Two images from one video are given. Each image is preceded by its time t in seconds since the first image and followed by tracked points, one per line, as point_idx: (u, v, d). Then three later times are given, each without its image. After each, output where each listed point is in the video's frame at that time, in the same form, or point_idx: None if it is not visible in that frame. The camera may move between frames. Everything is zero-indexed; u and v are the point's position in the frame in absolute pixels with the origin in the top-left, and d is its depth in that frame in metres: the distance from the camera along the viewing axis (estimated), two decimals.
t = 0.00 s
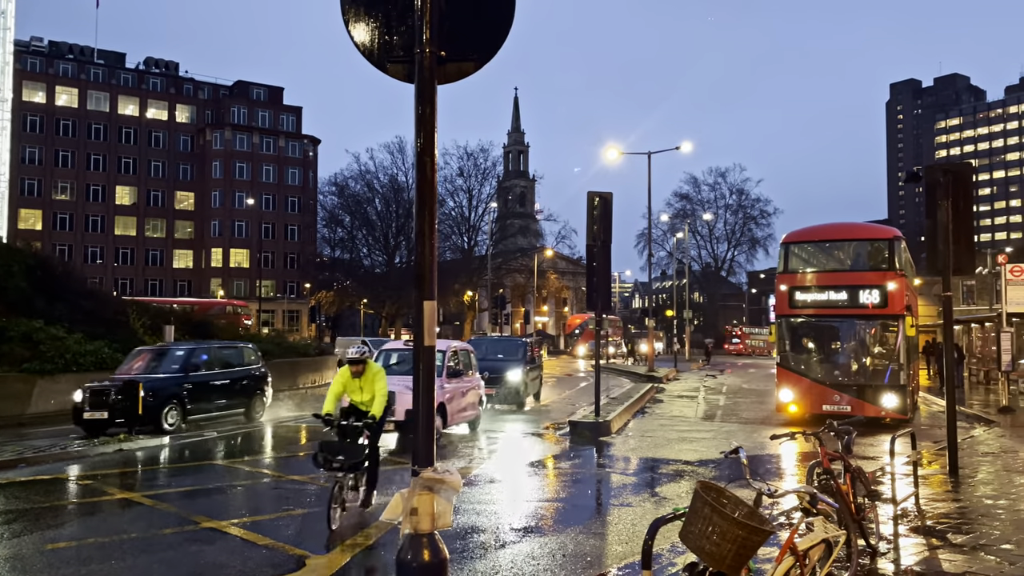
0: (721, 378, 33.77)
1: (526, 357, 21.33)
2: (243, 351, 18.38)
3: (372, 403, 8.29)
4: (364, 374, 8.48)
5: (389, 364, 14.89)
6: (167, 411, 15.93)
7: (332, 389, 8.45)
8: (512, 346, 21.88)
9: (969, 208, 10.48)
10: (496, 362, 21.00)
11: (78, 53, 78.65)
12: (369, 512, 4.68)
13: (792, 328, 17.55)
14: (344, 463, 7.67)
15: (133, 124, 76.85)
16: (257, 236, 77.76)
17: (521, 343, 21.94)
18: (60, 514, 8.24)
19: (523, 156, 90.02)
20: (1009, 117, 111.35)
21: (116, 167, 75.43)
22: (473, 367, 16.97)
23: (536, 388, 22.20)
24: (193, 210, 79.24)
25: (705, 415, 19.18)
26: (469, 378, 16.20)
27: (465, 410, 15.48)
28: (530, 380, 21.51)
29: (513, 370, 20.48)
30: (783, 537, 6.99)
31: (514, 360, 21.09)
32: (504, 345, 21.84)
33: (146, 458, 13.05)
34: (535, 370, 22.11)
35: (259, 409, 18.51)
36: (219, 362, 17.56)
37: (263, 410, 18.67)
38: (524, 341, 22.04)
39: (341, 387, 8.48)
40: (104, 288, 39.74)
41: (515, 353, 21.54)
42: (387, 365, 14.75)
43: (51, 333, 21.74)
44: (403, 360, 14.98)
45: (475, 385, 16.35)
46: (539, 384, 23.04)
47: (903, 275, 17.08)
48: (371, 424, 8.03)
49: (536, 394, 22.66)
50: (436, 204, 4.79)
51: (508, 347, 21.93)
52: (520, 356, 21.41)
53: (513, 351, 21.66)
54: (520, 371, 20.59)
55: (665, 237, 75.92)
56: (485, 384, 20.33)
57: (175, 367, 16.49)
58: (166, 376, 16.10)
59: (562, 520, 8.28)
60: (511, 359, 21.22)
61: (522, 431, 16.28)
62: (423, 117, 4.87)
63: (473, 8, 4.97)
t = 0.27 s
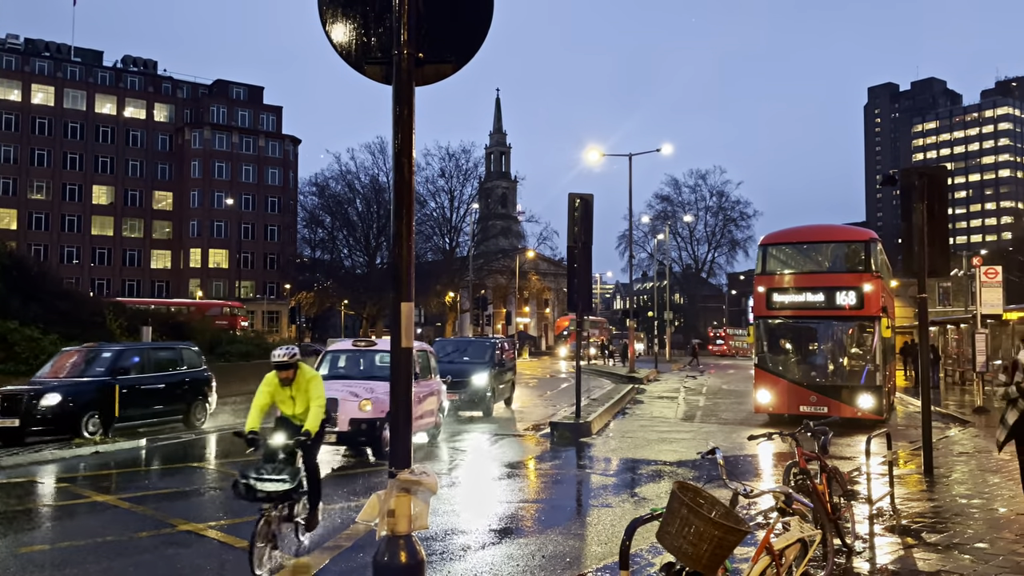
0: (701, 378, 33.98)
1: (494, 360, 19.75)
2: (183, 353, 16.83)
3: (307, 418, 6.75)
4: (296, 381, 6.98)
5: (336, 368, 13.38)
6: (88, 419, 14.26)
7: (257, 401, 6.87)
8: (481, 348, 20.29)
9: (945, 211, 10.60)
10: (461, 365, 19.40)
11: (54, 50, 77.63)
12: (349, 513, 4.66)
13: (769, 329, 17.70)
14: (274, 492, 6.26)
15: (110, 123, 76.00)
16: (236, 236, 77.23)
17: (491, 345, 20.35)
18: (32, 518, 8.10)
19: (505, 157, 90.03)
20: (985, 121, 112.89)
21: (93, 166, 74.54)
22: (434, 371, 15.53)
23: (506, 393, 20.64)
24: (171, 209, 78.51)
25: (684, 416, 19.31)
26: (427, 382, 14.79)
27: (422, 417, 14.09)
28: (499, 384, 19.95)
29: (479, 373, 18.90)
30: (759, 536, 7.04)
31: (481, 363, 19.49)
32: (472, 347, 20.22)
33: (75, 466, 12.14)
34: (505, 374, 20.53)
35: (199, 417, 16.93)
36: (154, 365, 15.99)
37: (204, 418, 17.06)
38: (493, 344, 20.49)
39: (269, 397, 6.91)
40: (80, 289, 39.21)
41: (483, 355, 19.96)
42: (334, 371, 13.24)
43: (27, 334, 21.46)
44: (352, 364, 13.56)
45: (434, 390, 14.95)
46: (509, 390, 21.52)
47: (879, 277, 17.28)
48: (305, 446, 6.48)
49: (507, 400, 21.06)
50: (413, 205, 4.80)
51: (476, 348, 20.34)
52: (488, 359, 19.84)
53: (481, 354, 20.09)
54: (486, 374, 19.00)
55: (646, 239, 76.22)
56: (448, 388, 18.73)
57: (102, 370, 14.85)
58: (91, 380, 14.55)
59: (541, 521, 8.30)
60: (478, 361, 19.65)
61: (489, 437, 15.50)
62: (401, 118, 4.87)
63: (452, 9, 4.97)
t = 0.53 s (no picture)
0: (687, 380, 34.06)
1: (466, 364, 17.93)
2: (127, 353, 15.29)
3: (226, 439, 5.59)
4: (216, 394, 5.79)
5: (281, 372, 11.94)
6: (7, 426, 13.03)
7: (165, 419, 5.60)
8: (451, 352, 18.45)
9: (929, 213, 10.68)
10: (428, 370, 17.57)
11: (38, 49, 76.93)
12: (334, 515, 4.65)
13: (755, 330, 17.78)
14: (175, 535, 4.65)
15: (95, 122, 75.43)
16: (222, 236, 76.85)
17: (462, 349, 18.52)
18: (11, 521, 7.99)
19: (493, 158, 90.01)
20: (969, 124, 113.94)
21: (77, 166, 73.96)
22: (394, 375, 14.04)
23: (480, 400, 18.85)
24: (156, 209, 77.98)
25: (671, 416, 19.37)
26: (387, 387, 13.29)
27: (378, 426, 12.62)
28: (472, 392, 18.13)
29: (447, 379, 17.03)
30: (744, 536, 7.07)
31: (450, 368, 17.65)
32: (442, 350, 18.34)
33: (57, 469, 11.91)
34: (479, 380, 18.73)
35: (144, 424, 15.31)
36: (92, 367, 14.51)
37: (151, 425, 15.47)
38: (466, 346, 18.68)
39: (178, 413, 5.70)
40: (64, 290, 38.88)
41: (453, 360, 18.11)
42: (279, 374, 11.84)
43: (9, 335, 21.25)
44: (300, 366, 12.10)
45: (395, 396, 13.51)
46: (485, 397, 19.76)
47: (864, 279, 17.41)
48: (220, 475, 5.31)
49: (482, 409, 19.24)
50: (400, 206, 4.78)
51: (446, 351, 18.50)
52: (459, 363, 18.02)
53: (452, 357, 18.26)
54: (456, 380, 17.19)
55: (633, 240, 76.39)
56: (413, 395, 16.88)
57: (26, 372, 13.52)
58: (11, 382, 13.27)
59: (529, 522, 8.33)
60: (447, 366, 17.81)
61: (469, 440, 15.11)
62: (387, 118, 4.85)
63: (438, 9, 4.96)
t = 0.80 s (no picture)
0: (679, 381, 34.13)
1: (440, 368, 15.86)
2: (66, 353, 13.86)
3: (114, 468, 4.40)
4: (103, 403, 4.51)
5: (224, 376, 10.20)
6: None
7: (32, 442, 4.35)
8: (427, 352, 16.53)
9: (920, 215, 10.74)
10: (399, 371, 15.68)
11: (29, 48, 76.49)
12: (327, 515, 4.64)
13: (748, 331, 17.83)
14: None
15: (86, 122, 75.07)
16: (214, 236, 76.62)
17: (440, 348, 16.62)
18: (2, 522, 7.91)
19: (486, 159, 90.05)
20: (960, 127, 114.62)
21: (68, 165, 73.61)
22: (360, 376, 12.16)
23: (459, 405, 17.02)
24: (148, 210, 77.69)
25: (664, 417, 19.41)
26: (351, 391, 11.60)
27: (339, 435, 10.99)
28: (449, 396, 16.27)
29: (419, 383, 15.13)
30: (738, 536, 7.09)
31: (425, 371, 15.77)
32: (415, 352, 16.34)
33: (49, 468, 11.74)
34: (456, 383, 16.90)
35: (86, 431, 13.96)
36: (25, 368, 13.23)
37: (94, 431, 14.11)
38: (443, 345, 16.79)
39: (51, 432, 4.44)
40: (56, 291, 38.69)
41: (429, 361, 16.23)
42: (220, 377, 10.18)
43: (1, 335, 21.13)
44: (247, 368, 10.35)
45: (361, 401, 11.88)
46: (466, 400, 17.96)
47: (856, 279, 17.51)
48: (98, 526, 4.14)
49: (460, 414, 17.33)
50: (394, 206, 4.77)
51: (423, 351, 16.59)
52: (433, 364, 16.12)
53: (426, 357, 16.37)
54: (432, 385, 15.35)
55: (626, 241, 76.56)
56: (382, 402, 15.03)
57: None
58: None
59: (522, 522, 8.33)
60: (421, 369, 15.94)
61: (464, 441, 15.10)
62: (382, 118, 4.85)
63: (434, 9, 4.95)
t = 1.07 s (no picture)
0: (678, 383, 34.09)
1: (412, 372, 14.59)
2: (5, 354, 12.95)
3: None
4: None
5: (160, 380, 8.74)
6: None
7: None
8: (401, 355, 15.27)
9: (917, 216, 10.76)
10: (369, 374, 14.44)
11: (28, 49, 76.40)
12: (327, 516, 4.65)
13: (746, 332, 17.85)
14: None
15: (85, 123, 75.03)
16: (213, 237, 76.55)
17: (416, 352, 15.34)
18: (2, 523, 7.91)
19: (485, 161, 90.07)
20: (957, 129, 114.79)
21: (66, 166, 73.58)
22: (325, 382, 10.67)
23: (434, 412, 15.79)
24: (146, 211, 77.63)
25: (662, 419, 19.42)
26: (313, 397, 10.18)
27: (297, 449, 9.55)
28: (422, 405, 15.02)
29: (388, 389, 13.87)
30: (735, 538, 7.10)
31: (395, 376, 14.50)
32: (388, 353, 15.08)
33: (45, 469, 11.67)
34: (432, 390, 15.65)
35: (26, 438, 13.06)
36: None
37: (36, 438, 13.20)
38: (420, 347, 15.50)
39: None
40: (54, 292, 38.61)
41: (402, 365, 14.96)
42: (156, 383, 8.72)
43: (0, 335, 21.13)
44: (187, 371, 8.88)
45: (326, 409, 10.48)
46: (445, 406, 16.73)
47: (854, 281, 17.52)
48: None
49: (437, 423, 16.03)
50: (393, 208, 4.78)
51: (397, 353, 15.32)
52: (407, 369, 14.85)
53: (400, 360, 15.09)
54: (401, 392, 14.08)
55: (624, 242, 76.57)
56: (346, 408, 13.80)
57: None
58: None
59: (520, 524, 8.33)
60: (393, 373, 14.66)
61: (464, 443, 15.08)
62: (381, 120, 4.86)
63: (434, 12, 4.96)
